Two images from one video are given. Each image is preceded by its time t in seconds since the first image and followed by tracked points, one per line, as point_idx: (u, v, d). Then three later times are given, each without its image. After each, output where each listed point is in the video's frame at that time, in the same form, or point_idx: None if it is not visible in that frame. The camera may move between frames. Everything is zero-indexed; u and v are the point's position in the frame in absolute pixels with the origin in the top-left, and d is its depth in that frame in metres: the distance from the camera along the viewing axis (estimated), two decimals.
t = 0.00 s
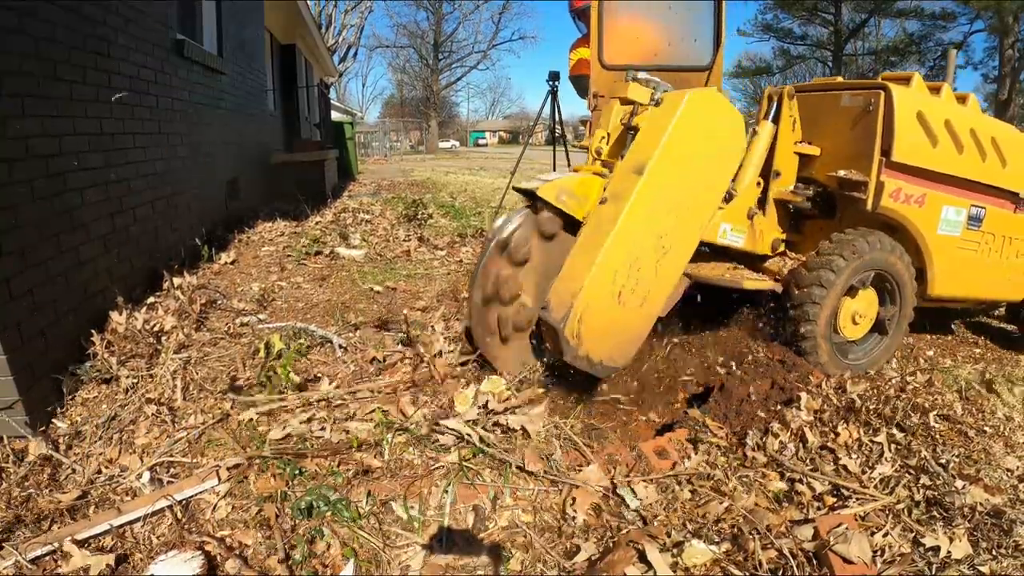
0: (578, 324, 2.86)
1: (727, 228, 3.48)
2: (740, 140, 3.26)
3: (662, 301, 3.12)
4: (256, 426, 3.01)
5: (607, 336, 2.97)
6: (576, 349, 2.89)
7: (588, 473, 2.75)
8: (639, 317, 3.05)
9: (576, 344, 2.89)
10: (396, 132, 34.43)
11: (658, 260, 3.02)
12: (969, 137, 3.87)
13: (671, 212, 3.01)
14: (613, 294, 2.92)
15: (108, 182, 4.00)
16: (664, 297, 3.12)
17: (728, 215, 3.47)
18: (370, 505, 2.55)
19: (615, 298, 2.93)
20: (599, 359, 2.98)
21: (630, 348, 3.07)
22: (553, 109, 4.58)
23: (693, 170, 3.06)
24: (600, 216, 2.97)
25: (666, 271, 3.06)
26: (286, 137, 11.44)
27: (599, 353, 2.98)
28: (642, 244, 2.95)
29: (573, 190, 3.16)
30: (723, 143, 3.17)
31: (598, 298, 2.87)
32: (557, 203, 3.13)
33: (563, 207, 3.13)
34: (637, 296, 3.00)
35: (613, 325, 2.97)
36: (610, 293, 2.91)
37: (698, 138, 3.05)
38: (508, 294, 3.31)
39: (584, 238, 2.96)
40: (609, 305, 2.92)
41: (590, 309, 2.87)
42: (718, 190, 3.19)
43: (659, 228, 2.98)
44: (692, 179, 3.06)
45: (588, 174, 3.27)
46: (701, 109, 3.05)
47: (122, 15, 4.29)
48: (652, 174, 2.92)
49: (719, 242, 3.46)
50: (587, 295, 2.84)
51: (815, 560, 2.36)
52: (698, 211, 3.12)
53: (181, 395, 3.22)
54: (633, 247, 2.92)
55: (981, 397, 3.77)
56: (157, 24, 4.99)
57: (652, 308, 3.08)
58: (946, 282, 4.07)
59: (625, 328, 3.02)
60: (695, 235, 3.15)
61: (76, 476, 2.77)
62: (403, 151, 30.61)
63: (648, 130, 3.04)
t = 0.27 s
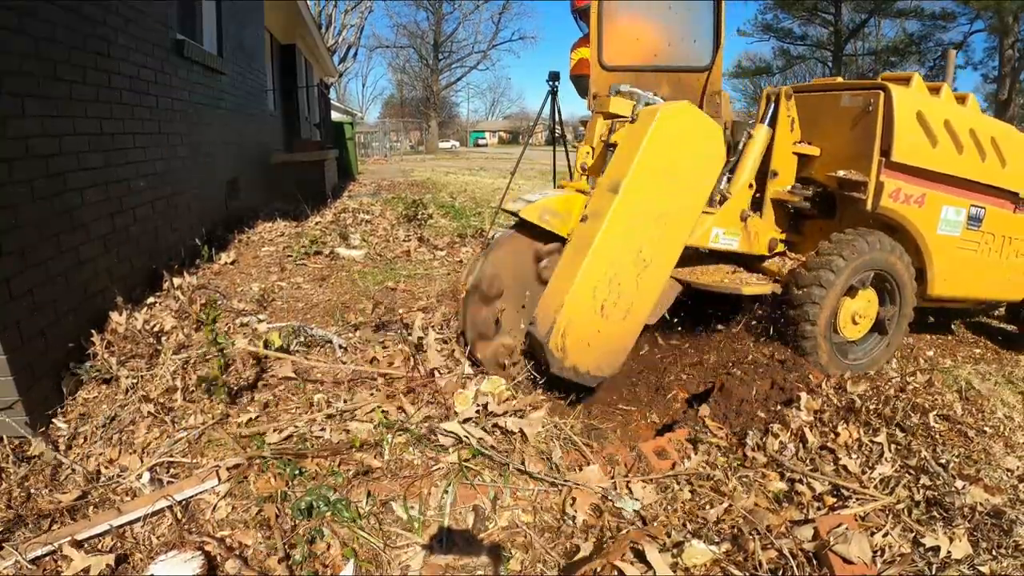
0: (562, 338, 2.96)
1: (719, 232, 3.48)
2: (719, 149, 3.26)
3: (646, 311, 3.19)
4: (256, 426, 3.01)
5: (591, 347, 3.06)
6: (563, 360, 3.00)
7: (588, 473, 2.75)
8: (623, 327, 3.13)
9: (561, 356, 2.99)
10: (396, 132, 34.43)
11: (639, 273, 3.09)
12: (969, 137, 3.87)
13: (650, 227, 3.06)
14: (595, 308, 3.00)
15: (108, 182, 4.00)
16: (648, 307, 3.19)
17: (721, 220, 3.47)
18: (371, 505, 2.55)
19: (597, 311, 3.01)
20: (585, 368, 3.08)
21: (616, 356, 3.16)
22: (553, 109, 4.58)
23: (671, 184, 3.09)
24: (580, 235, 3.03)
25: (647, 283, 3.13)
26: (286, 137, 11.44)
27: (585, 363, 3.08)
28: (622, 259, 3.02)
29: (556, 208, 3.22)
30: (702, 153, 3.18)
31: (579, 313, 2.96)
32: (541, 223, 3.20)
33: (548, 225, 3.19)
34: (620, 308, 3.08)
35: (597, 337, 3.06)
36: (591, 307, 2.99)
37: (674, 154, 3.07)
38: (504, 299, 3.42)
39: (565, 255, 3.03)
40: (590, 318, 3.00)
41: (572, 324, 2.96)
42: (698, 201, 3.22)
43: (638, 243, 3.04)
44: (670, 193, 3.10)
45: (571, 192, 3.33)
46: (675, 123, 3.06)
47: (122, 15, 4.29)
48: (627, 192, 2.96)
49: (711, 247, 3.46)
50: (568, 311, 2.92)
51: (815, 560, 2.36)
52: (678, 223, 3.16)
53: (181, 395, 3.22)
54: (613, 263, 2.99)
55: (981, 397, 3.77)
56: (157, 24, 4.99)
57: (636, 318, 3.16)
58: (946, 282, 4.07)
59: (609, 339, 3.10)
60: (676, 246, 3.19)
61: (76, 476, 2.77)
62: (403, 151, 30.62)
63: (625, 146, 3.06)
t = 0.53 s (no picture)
0: (555, 342, 2.97)
1: (715, 234, 3.49)
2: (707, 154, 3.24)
3: (638, 314, 3.19)
4: (256, 426, 3.01)
5: (584, 350, 3.07)
6: (556, 363, 3.01)
7: (589, 473, 2.75)
8: (616, 331, 3.13)
9: (554, 360, 3.01)
10: (396, 132, 34.43)
11: (630, 278, 3.09)
12: (970, 137, 3.87)
13: (640, 232, 3.06)
14: (586, 313, 3.00)
15: (108, 182, 4.00)
16: (639, 311, 3.19)
17: (717, 222, 3.48)
18: (371, 506, 2.55)
19: (588, 317, 3.01)
20: (579, 372, 3.09)
21: (609, 360, 3.16)
22: (553, 109, 4.58)
23: (659, 190, 3.08)
24: (570, 241, 3.02)
25: (638, 287, 3.13)
26: (286, 137, 11.44)
27: (578, 367, 3.08)
28: (612, 265, 3.02)
29: (548, 217, 3.27)
30: (692, 158, 3.17)
31: (570, 319, 2.96)
32: (533, 231, 3.24)
33: (539, 233, 3.24)
34: (612, 313, 3.08)
35: (590, 341, 3.06)
36: (583, 313, 2.99)
37: (661, 160, 3.06)
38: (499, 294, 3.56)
39: (556, 262, 3.03)
40: (582, 324, 3.01)
41: (564, 328, 2.96)
42: (687, 206, 3.21)
43: (628, 249, 3.04)
44: (659, 198, 3.09)
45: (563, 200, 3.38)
46: (662, 129, 3.04)
47: (122, 15, 4.29)
48: (615, 199, 2.96)
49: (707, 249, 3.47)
50: (559, 317, 2.93)
51: (815, 560, 2.36)
52: (668, 227, 3.16)
53: (181, 395, 3.22)
54: (603, 269, 2.99)
55: (981, 397, 3.77)
56: (157, 24, 4.99)
57: (629, 322, 3.16)
58: (946, 282, 4.07)
59: (601, 342, 3.10)
60: (666, 250, 3.19)
61: (77, 476, 2.77)
62: (403, 151, 30.62)
63: (611, 154, 3.05)
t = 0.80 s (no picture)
0: (546, 336, 3.01)
1: (712, 233, 3.49)
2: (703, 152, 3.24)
3: (631, 310, 3.20)
4: (256, 426, 3.01)
5: (576, 344, 3.09)
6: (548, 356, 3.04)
7: (589, 473, 2.75)
8: (608, 326, 3.15)
9: (546, 353, 3.05)
10: (396, 132, 34.44)
11: (623, 273, 3.10)
12: (970, 137, 3.87)
13: (633, 228, 3.08)
14: (577, 308, 3.03)
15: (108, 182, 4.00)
16: (633, 307, 3.20)
17: (714, 221, 3.48)
18: (371, 506, 2.55)
19: (580, 312, 3.04)
20: (570, 365, 3.12)
21: (601, 354, 3.19)
22: (553, 109, 4.58)
23: (653, 188, 3.09)
24: (564, 236, 3.06)
25: (631, 284, 3.14)
26: (286, 137, 11.45)
27: (570, 360, 3.11)
28: (604, 261, 3.04)
29: (543, 213, 3.27)
30: (687, 157, 3.17)
31: (561, 314, 3.00)
32: (529, 228, 3.25)
33: (534, 230, 3.24)
34: (604, 308, 3.09)
35: (582, 335, 3.09)
36: (574, 308, 3.02)
37: (655, 158, 3.06)
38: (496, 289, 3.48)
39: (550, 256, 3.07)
40: (574, 319, 3.04)
41: (554, 322, 3.00)
42: (682, 204, 3.22)
43: (621, 245, 3.06)
44: (652, 196, 3.10)
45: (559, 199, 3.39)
46: (657, 128, 3.05)
47: (122, 15, 4.28)
48: (607, 196, 2.98)
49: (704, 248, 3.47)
50: (550, 311, 2.97)
51: (815, 560, 2.36)
52: (662, 225, 3.17)
53: (181, 395, 3.22)
54: (595, 265, 3.02)
55: (981, 398, 3.77)
56: (157, 24, 4.99)
57: (622, 317, 3.18)
58: (946, 282, 4.07)
59: (594, 337, 3.13)
60: (661, 247, 3.20)
61: (77, 476, 2.78)
62: (403, 151, 30.62)
63: (606, 150, 3.07)
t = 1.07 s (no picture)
0: (532, 328, 3.00)
1: (706, 232, 3.48)
2: (688, 152, 3.25)
3: (617, 306, 3.19)
4: (256, 425, 3.01)
5: (563, 338, 3.08)
6: (533, 347, 3.03)
7: (589, 473, 2.75)
8: (594, 321, 3.14)
9: (532, 344, 3.03)
10: (396, 132, 34.44)
11: (609, 269, 3.10)
12: (970, 137, 3.87)
13: (620, 224, 3.08)
14: (563, 302, 3.02)
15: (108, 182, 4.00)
16: (618, 303, 3.19)
17: (707, 219, 3.47)
18: (371, 506, 2.55)
19: (565, 306, 3.03)
20: (557, 358, 3.11)
21: (587, 348, 3.18)
22: (553, 109, 4.58)
23: (637, 185, 3.10)
24: (551, 231, 3.06)
25: (617, 280, 3.13)
26: (286, 137, 11.45)
27: (556, 354, 3.11)
28: (591, 255, 3.04)
29: (534, 211, 3.36)
30: (674, 156, 3.18)
31: (547, 307, 2.99)
32: (521, 225, 3.35)
33: (525, 227, 3.35)
34: (590, 303, 3.08)
35: (567, 329, 3.08)
36: (559, 301, 3.02)
37: (639, 157, 3.07)
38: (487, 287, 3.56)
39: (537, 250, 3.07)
40: (559, 313, 3.03)
41: (540, 314, 2.99)
42: (667, 202, 3.22)
43: (605, 241, 3.05)
44: (637, 193, 3.10)
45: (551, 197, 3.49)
46: (641, 127, 3.07)
47: (122, 15, 4.29)
48: (591, 193, 2.99)
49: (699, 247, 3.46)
50: (535, 304, 2.97)
51: (815, 561, 2.36)
52: (647, 222, 3.16)
53: (181, 395, 3.21)
54: (580, 260, 3.01)
55: (981, 398, 3.77)
56: (157, 24, 4.99)
57: (608, 313, 3.16)
58: (946, 282, 4.07)
59: (579, 331, 3.12)
60: (646, 244, 3.19)
61: (77, 476, 2.78)
62: (403, 152, 30.63)
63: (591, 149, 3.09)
